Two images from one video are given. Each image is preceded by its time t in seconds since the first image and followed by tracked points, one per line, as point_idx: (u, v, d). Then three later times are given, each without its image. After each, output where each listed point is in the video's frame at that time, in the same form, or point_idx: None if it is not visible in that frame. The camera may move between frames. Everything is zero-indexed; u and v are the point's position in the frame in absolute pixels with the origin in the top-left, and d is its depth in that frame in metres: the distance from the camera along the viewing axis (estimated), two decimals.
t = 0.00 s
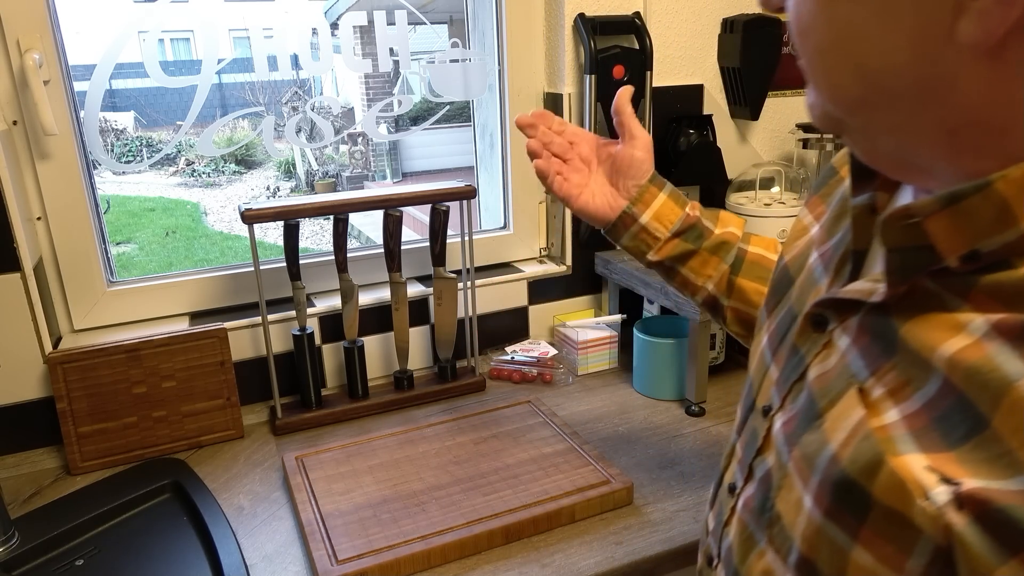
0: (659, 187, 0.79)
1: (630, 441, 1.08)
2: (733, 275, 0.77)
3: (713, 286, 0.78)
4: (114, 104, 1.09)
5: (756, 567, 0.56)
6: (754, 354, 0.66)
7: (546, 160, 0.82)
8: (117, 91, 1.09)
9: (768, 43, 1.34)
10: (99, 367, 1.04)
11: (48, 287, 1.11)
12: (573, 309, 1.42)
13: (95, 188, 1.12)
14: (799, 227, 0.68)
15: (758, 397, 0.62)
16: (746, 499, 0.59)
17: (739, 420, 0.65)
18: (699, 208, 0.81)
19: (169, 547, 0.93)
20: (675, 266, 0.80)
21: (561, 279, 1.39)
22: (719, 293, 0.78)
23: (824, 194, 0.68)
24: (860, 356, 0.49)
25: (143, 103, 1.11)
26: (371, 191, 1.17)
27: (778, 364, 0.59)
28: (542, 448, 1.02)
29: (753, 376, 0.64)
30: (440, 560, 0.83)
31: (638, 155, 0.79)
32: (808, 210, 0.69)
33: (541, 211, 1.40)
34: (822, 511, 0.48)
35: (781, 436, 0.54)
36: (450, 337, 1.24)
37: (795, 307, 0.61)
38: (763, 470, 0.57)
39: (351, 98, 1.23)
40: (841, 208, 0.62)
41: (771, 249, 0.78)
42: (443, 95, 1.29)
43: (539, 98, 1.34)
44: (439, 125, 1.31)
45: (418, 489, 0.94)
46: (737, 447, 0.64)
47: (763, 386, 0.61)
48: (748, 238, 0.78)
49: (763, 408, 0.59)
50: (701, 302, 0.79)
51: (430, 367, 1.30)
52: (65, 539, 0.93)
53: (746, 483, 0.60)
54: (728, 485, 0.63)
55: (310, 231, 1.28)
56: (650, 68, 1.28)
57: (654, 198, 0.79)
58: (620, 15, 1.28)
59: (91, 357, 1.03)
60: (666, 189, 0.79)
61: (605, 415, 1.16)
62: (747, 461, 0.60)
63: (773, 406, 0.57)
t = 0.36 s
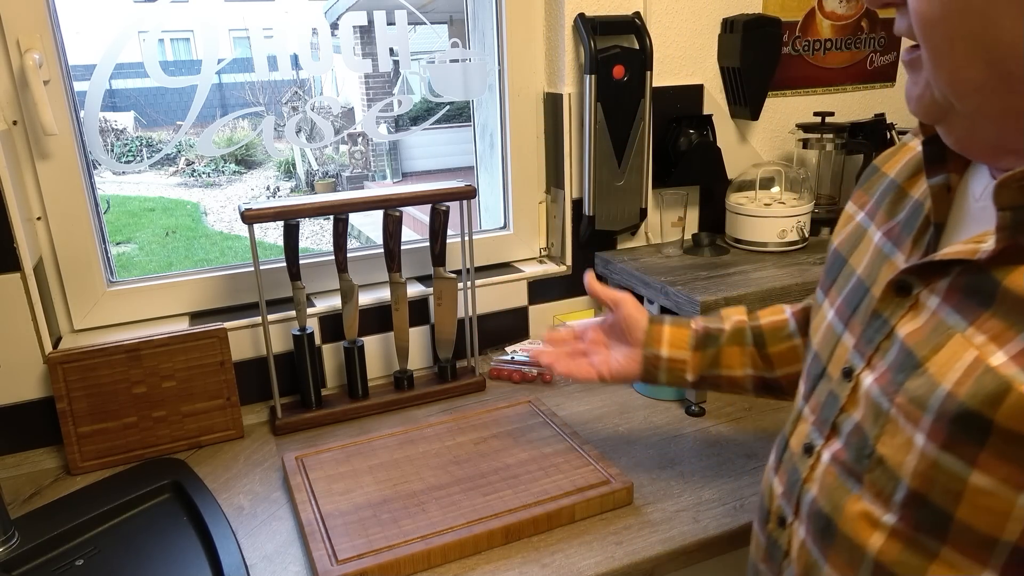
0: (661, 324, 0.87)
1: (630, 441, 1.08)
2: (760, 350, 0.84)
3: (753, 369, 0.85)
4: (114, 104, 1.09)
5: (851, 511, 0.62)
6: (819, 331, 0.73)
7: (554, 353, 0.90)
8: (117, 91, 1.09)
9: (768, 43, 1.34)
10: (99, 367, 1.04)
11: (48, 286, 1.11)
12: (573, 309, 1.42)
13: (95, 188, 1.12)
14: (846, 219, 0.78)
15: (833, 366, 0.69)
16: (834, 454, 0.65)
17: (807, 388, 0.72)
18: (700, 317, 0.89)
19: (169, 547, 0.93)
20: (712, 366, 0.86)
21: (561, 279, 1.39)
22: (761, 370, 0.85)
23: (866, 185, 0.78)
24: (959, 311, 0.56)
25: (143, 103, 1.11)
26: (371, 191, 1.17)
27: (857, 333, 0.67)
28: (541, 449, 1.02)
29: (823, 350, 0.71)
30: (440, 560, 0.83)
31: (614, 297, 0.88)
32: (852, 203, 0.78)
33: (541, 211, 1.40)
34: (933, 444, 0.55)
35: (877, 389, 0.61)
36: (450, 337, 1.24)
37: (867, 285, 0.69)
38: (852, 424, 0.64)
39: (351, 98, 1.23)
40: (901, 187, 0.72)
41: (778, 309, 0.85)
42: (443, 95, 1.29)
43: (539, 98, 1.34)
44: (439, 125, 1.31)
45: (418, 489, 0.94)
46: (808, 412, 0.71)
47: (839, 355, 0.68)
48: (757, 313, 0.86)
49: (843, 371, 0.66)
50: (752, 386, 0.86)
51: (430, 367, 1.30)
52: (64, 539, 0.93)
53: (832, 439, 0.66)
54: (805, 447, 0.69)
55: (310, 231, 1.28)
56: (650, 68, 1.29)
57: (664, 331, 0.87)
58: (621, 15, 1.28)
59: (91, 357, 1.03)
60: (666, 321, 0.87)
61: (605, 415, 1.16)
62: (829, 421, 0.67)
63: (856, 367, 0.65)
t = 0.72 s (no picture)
0: (719, 264, 0.87)
1: (630, 442, 1.08)
2: (804, 313, 0.88)
3: (791, 330, 0.88)
4: (114, 104, 1.09)
5: (968, 480, 0.65)
6: (886, 317, 0.76)
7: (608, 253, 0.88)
8: (117, 91, 1.09)
9: (768, 44, 1.34)
10: (99, 367, 1.04)
11: (48, 286, 1.11)
12: (573, 309, 1.42)
13: (95, 188, 1.12)
14: (893, 219, 0.80)
15: (915, 348, 0.72)
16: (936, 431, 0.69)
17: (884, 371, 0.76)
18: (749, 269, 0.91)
19: (170, 547, 0.93)
20: (756, 315, 0.88)
21: (561, 279, 1.39)
22: (800, 331, 0.88)
23: (908, 187, 0.80)
24: None
25: (143, 103, 1.11)
26: (371, 191, 1.17)
27: (936, 314, 0.70)
28: (542, 449, 1.03)
29: (897, 336, 0.74)
30: (440, 560, 0.83)
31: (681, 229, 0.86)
32: (894, 206, 0.80)
33: (541, 211, 1.40)
34: None
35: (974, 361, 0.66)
36: (450, 337, 1.24)
37: (937, 268, 0.71)
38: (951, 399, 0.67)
39: (351, 98, 1.23)
40: (954, 177, 0.75)
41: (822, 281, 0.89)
42: (443, 95, 1.29)
43: (539, 98, 1.34)
44: (439, 125, 1.31)
45: (418, 489, 0.94)
46: (893, 397, 0.74)
47: (919, 337, 0.71)
48: (804, 278, 0.89)
49: (932, 350, 0.70)
50: (784, 344, 0.89)
51: (430, 367, 1.30)
52: (65, 539, 0.93)
53: (930, 418, 0.69)
54: (900, 430, 0.72)
55: (310, 231, 1.28)
56: (650, 68, 1.28)
57: (721, 273, 0.87)
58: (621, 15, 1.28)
59: (91, 357, 1.03)
60: (723, 263, 0.88)
61: (605, 415, 1.16)
62: (924, 400, 0.70)
63: (946, 344, 0.68)
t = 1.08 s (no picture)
0: (774, 316, 0.86)
1: (630, 442, 1.08)
2: (865, 345, 0.86)
3: (850, 363, 0.86)
4: (114, 104, 1.09)
5: None
6: (978, 322, 0.72)
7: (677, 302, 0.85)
8: (117, 91, 1.09)
9: (768, 44, 1.34)
10: (99, 367, 1.04)
11: (48, 286, 1.11)
12: (573, 309, 1.42)
13: (95, 188, 1.12)
14: (971, 219, 0.77)
15: (1019, 356, 0.68)
16: None
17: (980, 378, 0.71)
18: (803, 305, 0.89)
19: (170, 547, 0.93)
20: (813, 351, 0.86)
21: (561, 279, 1.39)
22: (858, 364, 0.86)
23: (987, 184, 0.76)
24: None
25: (143, 103, 1.11)
26: (371, 191, 1.17)
27: None
28: (541, 448, 1.02)
29: (993, 342, 0.70)
30: (441, 560, 0.83)
31: (740, 302, 0.86)
32: (971, 203, 0.77)
33: (541, 211, 1.40)
34: None
35: None
36: (450, 337, 1.24)
37: None
38: None
39: (351, 99, 1.23)
40: None
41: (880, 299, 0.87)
42: (443, 95, 1.29)
43: (539, 98, 1.34)
44: (439, 125, 1.31)
45: (418, 489, 0.94)
46: (997, 408, 0.69)
47: None
48: (858, 303, 0.87)
49: None
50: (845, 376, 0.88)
51: (430, 367, 1.30)
52: (65, 539, 0.93)
53: None
54: (1005, 442, 0.68)
55: (310, 231, 1.28)
56: (650, 68, 1.28)
57: (778, 324, 0.86)
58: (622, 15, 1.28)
59: (91, 357, 1.03)
60: (778, 313, 0.87)
61: (605, 415, 1.16)
62: None
63: None
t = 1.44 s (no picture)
0: (827, 306, 0.76)
1: (630, 442, 1.08)
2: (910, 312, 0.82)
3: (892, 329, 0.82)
4: (114, 104, 1.09)
5: None
6: None
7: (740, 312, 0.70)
8: (117, 91, 1.09)
9: (767, 44, 1.34)
10: (99, 367, 1.04)
11: (48, 286, 1.11)
12: (573, 309, 1.42)
13: (95, 188, 1.12)
14: None
15: None
16: None
17: None
18: (848, 272, 0.80)
19: (171, 547, 0.93)
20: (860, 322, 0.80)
21: (561, 279, 1.39)
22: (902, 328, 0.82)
23: None
24: None
25: (143, 103, 1.11)
26: (371, 191, 1.17)
27: None
28: (541, 448, 1.03)
29: None
30: (440, 560, 0.83)
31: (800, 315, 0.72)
32: None
33: (541, 211, 1.40)
34: None
35: None
36: (450, 337, 1.24)
37: None
38: None
39: (351, 99, 1.23)
40: None
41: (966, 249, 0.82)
42: (443, 95, 1.29)
43: (539, 98, 1.34)
44: (440, 125, 1.31)
45: (418, 489, 0.94)
46: None
47: None
48: (907, 267, 0.82)
49: None
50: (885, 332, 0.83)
51: (430, 367, 1.30)
52: (65, 539, 0.93)
53: None
54: None
55: (310, 231, 1.28)
56: (650, 68, 1.29)
57: (831, 314, 0.76)
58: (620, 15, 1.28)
59: (91, 357, 1.03)
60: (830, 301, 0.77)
61: (605, 415, 1.16)
62: None
63: None
